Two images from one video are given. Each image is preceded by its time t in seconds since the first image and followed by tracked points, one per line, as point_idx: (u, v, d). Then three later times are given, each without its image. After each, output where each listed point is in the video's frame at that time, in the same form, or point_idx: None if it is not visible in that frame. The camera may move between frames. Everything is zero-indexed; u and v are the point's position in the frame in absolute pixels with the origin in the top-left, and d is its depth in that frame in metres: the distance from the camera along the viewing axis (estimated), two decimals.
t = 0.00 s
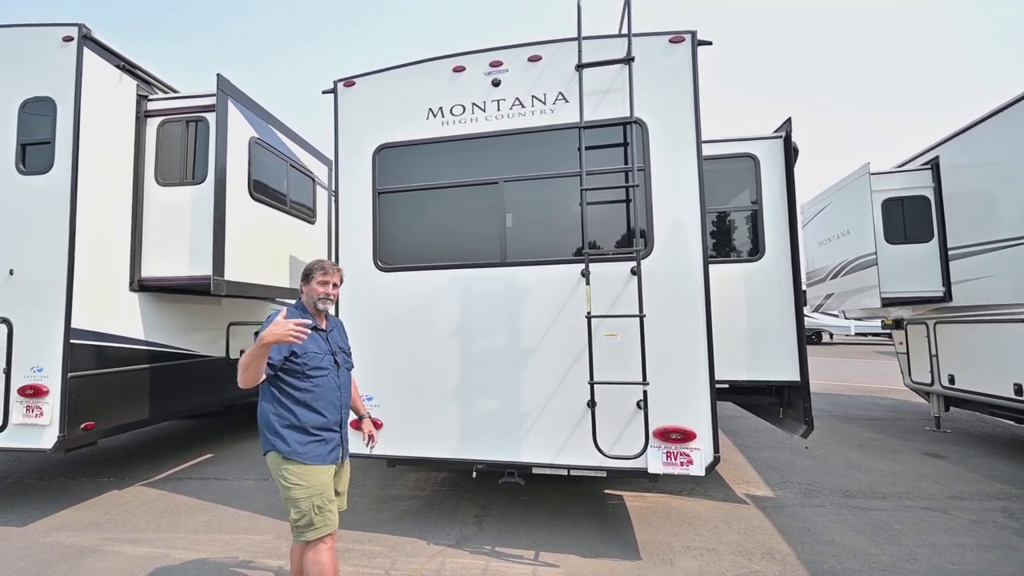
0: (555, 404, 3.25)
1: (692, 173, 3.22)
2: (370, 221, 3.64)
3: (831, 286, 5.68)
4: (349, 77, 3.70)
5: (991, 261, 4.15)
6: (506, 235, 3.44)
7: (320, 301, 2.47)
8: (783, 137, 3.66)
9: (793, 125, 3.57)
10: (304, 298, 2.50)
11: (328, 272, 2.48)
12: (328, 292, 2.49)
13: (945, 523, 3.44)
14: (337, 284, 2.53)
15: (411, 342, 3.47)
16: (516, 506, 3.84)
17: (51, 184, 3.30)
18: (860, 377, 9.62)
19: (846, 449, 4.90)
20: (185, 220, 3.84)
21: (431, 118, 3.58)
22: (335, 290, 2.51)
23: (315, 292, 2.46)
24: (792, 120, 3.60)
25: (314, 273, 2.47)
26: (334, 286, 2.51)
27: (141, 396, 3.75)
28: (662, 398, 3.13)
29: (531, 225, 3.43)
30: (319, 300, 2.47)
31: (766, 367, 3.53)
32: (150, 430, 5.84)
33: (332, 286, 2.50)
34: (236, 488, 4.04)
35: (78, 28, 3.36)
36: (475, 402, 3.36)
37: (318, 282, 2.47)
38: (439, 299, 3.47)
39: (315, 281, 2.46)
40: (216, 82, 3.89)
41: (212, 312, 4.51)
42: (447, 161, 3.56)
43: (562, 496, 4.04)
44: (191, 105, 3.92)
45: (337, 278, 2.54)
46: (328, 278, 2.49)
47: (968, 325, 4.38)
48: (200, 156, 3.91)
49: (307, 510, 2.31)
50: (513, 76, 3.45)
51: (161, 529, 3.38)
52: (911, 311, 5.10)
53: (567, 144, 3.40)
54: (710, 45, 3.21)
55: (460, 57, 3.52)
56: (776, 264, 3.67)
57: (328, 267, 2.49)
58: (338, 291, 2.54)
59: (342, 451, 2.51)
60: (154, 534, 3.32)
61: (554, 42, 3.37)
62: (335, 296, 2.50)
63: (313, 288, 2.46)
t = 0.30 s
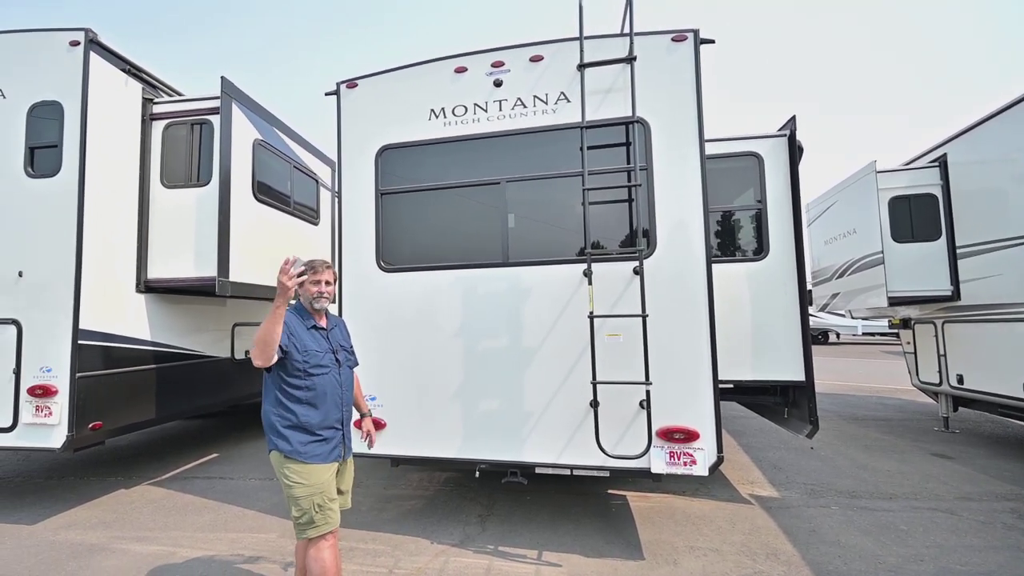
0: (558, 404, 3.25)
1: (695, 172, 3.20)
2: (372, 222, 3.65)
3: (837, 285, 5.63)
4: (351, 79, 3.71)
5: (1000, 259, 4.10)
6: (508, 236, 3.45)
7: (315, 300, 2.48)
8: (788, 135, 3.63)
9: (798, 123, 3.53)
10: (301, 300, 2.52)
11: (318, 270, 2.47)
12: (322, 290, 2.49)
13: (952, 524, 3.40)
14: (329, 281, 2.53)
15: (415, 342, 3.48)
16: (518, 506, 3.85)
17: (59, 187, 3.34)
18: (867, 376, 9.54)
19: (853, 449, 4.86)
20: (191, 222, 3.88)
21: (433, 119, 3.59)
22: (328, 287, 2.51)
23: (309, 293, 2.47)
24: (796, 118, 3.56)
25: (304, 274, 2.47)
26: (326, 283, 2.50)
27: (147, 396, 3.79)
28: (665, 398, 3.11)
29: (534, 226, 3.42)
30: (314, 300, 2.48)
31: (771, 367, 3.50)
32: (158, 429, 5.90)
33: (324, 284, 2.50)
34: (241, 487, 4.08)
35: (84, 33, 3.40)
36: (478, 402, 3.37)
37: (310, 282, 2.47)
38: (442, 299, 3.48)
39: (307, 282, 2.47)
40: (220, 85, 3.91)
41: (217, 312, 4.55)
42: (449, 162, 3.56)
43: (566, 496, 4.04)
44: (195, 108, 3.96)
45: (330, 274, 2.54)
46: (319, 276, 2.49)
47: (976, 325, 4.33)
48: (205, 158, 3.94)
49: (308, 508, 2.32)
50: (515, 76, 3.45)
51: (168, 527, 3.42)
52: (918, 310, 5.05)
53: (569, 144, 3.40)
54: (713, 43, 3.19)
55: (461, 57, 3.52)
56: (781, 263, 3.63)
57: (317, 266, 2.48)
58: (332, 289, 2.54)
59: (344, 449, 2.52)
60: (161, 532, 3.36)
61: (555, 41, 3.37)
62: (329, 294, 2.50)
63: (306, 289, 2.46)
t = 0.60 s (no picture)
0: (560, 405, 3.24)
1: (698, 171, 3.17)
2: (375, 222, 3.66)
3: (843, 285, 5.57)
4: (354, 80, 3.73)
5: (1011, 258, 4.03)
6: (510, 236, 3.44)
7: (320, 301, 2.51)
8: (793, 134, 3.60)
9: (802, 121, 3.50)
10: (304, 299, 2.55)
11: (325, 272, 2.49)
12: (327, 292, 2.52)
13: (961, 526, 3.36)
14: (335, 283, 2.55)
15: (417, 342, 3.49)
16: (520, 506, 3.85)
17: (66, 189, 3.38)
18: (874, 376, 9.45)
19: (860, 451, 4.81)
20: (196, 223, 3.91)
21: (435, 120, 3.59)
22: (333, 290, 2.53)
23: (314, 293, 2.50)
24: (801, 116, 3.53)
25: (311, 274, 2.49)
26: (332, 285, 2.53)
27: (152, 396, 3.83)
28: (668, 398, 3.09)
29: (536, 226, 3.42)
30: (318, 301, 2.51)
31: (776, 367, 3.47)
32: (165, 428, 5.95)
33: (331, 286, 2.52)
34: (246, 486, 4.11)
35: (91, 36, 3.44)
36: (481, 402, 3.37)
37: (316, 283, 2.49)
38: (445, 299, 3.48)
39: (313, 282, 2.49)
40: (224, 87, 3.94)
41: (221, 313, 4.59)
42: (451, 162, 3.57)
43: (568, 496, 4.03)
44: (200, 110, 4.00)
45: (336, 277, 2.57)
46: (326, 277, 2.51)
47: (986, 325, 4.27)
48: (209, 160, 3.98)
49: (313, 506, 2.34)
50: (517, 76, 3.44)
51: (174, 525, 3.45)
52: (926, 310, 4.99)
53: (571, 144, 3.39)
54: (716, 42, 3.17)
55: (463, 58, 3.52)
56: (786, 263, 3.60)
57: (325, 267, 2.51)
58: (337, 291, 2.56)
59: (346, 448, 2.54)
60: (167, 530, 3.39)
61: (557, 41, 3.36)
62: (334, 296, 2.53)
63: (311, 289, 2.49)
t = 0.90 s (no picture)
0: (563, 405, 3.23)
1: (703, 170, 3.15)
2: (378, 222, 3.67)
3: (851, 284, 5.51)
4: (358, 80, 3.73)
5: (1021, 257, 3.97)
6: (514, 236, 3.43)
7: (323, 301, 2.52)
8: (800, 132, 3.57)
9: (809, 119, 3.47)
10: (308, 299, 2.55)
11: (329, 272, 2.51)
12: (329, 292, 2.53)
13: (970, 529, 3.31)
14: (338, 284, 2.57)
15: (420, 342, 3.49)
16: (523, 506, 3.85)
17: (73, 191, 3.41)
18: (882, 377, 9.36)
19: (867, 452, 4.76)
20: (201, 224, 3.94)
21: (438, 120, 3.59)
22: (336, 290, 2.54)
23: (317, 294, 2.51)
24: (807, 114, 3.49)
25: (315, 274, 2.50)
26: (336, 285, 2.54)
27: (159, 395, 3.86)
28: (671, 398, 3.08)
29: (539, 226, 3.40)
30: (321, 301, 2.52)
31: (782, 367, 3.44)
32: (171, 428, 6.00)
33: (334, 286, 2.53)
34: (251, 485, 4.13)
35: (97, 39, 3.47)
36: (484, 402, 3.36)
37: (319, 283, 2.50)
38: (448, 300, 3.48)
39: (317, 282, 2.50)
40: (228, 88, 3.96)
41: (226, 313, 4.62)
42: (455, 162, 3.56)
43: (572, 497, 4.02)
44: (205, 111, 4.02)
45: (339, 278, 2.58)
46: (329, 278, 2.53)
47: (996, 325, 4.21)
48: (214, 160, 4.00)
49: (317, 504, 2.34)
50: (520, 75, 3.43)
51: (180, 523, 3.48)
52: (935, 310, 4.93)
53: (575, 143, 3.37)
54: (721, 40, 3.14)
55: (466, 58, 3.52)
56: (793, 263, 3.56)
57: (328, 268, 2.53)
58: (340, 291, 2.58)
59: (349, 448, 2.54)
60: (173, 528, 3.42)
61: (561, 39, 3.34)
62: (337, 296, 2.54)
63: (314, 289, 2.50)
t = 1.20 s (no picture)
0: (567, 405, 3.22)
1: (708, 170, 3.13)
2: (382, 222, 3.67)
3: (857, 284, 5.47)
4: (361, 80, 3.74)
5: None
6: (517, 236, 3.43)
7: (323, 303, 2.52)
8: (806, 131, 3.54)
9: (815, 118, 3.44)
10: (308, 300, 2.55)
11: (327, 274, 2.50)
12: (329, 294, 2.52)
13: (978, 530, 3.28)
14: (338, 284, 2.56)
15: (423, 342, 3.49)
16: (526, 506, 3.84)
17: (79, 191, 3.44)
18: (888, 377, 9.30)
19: (873, 453, 4.73)
20: (206, 224, 3.95)
21: (442, 120, 3.59)
22: (336, 291, 2.54)
23: (317, 296, 2.50)
24: (813, 113, 3.47)
25: (314, 276, 2.49)
26: (335, 286, 2.53)
27: (164, 395, 3.88)
28: (675, 398, 3.06)
29: (543, 226, 3.40)
30: (322, 303, 2.52)
31: (788, 368, 3.42)
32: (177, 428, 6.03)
33: (333, 287, 2.52)
34: (256, 485, 4.15)
35: (103, 40, 3.49)
36: (488, 402, 3.36)
37: (319, 285, 2.50)
38: (451, 300, 3.48)
39: (316, 284, 2.49)
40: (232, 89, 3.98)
41: (231, 313, 4.64)
42: (458, 162, 3.56)
43: (576, 497, 4.01)
44: (209, 112, 4.04)
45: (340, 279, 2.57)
46: (329, 279, 2.52)
47: (1004, 325, 4.17)
48: (219, 161, 4.02)
49: (318, 504, 2.35)
50: (524, 75, 3.42)
51: (185, 522, 3.50)
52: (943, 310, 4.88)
53: (579, 143, 3.36)
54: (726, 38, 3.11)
55: (469, 57, 3.51)
56: (799, 263, 3.53)
57: (327, 269, 2.51)
58: (340, 292, 2.57)
59: (351, 448, 2.55)
60: (179, 527, 3.43)
61: (565, 38, 3.33)
62: (337, 297, 2.54)
63: (314, 291, 2.49)
